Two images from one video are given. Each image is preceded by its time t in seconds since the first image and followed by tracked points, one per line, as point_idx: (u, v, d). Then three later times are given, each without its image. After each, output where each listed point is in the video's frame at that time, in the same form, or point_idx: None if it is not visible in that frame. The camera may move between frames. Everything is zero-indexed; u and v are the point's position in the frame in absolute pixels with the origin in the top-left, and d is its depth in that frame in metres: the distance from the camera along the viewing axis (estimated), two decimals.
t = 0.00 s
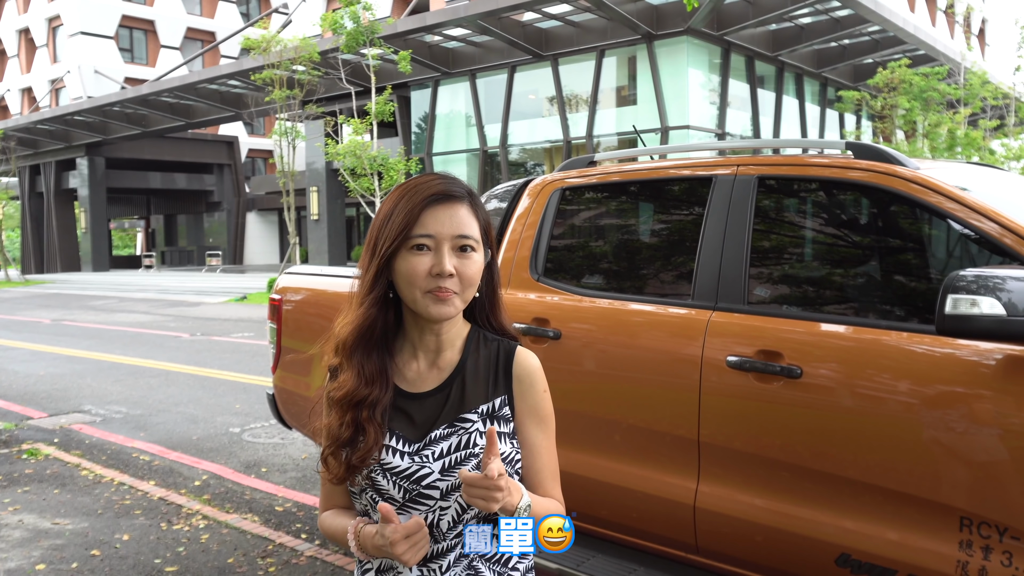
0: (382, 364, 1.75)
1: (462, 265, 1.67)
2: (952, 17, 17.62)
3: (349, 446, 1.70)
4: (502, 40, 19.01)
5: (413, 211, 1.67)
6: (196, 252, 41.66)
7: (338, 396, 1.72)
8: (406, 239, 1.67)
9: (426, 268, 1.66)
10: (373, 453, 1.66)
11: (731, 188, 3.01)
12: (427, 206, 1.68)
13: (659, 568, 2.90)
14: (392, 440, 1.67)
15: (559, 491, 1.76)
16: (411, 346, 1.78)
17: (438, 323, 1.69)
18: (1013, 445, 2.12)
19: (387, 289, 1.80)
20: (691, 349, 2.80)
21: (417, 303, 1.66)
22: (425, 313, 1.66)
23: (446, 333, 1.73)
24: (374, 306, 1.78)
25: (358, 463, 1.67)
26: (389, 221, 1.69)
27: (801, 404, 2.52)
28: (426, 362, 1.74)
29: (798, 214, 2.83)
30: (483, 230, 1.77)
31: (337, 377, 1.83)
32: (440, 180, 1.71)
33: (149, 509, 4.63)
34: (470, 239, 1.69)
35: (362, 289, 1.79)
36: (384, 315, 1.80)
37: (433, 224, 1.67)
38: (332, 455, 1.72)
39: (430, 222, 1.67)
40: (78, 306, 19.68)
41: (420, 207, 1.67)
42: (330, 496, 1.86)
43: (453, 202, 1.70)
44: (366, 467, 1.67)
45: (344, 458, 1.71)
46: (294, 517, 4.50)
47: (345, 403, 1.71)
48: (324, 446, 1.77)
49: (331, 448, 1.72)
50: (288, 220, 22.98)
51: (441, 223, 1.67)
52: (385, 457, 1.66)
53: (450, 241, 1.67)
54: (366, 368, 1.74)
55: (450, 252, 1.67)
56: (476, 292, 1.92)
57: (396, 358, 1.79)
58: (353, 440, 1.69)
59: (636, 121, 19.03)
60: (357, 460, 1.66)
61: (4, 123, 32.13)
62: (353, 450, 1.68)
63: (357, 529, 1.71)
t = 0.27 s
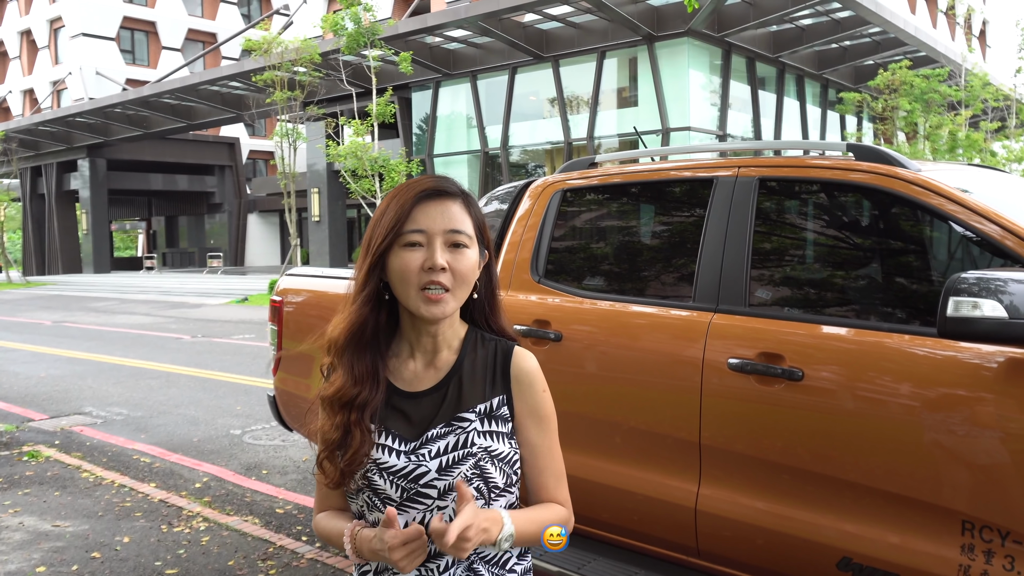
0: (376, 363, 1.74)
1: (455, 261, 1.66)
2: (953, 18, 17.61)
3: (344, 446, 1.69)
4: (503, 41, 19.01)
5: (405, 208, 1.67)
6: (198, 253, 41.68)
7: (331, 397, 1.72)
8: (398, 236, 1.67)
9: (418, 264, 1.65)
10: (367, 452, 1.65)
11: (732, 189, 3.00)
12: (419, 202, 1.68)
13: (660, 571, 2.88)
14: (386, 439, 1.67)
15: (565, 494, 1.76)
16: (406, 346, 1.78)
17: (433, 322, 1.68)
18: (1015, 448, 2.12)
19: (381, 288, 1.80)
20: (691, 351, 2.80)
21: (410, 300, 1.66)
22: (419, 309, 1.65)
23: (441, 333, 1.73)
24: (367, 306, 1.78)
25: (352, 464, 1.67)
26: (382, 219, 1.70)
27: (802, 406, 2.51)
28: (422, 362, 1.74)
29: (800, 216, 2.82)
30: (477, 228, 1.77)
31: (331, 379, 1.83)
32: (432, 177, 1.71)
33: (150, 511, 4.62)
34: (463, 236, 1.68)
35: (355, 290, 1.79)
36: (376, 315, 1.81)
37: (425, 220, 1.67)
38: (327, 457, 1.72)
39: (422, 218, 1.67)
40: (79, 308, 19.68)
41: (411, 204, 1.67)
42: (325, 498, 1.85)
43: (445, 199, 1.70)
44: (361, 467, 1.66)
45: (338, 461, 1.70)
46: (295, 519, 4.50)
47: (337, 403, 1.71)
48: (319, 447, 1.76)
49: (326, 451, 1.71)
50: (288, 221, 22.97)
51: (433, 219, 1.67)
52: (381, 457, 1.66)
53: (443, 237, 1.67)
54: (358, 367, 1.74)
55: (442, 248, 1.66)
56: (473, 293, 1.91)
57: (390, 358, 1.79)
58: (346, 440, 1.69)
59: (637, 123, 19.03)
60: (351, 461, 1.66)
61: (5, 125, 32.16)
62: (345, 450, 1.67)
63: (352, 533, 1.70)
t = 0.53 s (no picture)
0: (375, 364, 1.75)
1: (454, 264, 1.67)
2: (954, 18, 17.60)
3: (343, 445, 1.70)
4: (504, 42, 19.01)
5: (404, 209, 1.68)
6: (199, 254, 41.72)
7: (332, 396, 1.73)
8: (398, 238, 1.67)
9: (418, 266, 1.66)
10: (366, 452, 1.66)
11: (732, 190, 3.00)
12: (418, 204, 1.68)
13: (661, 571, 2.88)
14: (385, 437, 1.67)
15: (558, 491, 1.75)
16: (405, 345, 1.78)
17: (432, 323, 1.69)
18: (1016, 448, 2.12)
19: (381, 289, 1.81)
20: (692, 351, 2.80)
21: (410, 302, 1.66)
22: (418, 311, 1.66)
23: (440, 333, 1.73)
24: (367, 305, 1.79)
25: (351, 463, 1.68)
26: (381, 221, 1.70)
27: (802, 407, 2.52)
28: (422, 361, 1.74)
29: (801, 216, 2.83)
30: (477, 229, 1.77)
31: (332, 377, 1.84)
32: (432, 178, 1.72)
33: (152, 511, 4.64)
34: (462, 238, 1.69)
35: (355, 290, 1.80)
36: (376, 315, 1.81)
37: (425, 222, 1.67)
38: (327, 456, 1.73)
39: (421, 221, 1.67)
40: (81, 309, 19.69)
41: (411, 207, 1.68)
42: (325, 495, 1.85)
43: (444, 202, 1.70)
44: (360, 466, 1.67)
45: (338, 458, 1.71)
46: (297, 519, 4.50)
47: (338, 402, 1.72)
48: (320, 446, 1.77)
49: (326, 449, 1.72)
50: (290, 222, 22.99)
51: (433, 222, 1.67)
52: (380, 456, 1.66)
53: (443, 239, 1.67)
54: (357, 367, 1.75)
55: (441, 250, 1.67)
56: (473, 292, 1.92)
57: (390, 357, 1.79)
58: (345, 439, 1.70)
59: (638, 123, 19.03)
60: (350, 460, 1.66)
61: (7, 125, 32.20)
62: (344, 449, 1.68)
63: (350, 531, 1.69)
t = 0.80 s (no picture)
0: (375, 365, 1.75)
1: (458, 270, 1.67)
2: (956, 18, 17.57)
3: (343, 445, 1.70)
4: (505, 42, 19.00)
5: (407, 216, 1.67)
6: (201, 253, 41.76)
7: (330, 396, 1.73)
8: (401, 244, 1.67)
9: (422, 274, 1.66)
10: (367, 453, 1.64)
11: (732, 190, 3.00)
12: (422, 210, 1.68)
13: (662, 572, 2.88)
14: (386, 436, 1.66)
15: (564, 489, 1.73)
16: (406, 345, 1.78)
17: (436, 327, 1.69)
18: (1016, 448, 2.12)
19: (380, 291, 1.80)
20: (693, 351, 2.80)
21: (414, 309, 1.66)
22: (421, 316, 1.66)
23: (442, 334, 1.73)
24: (366, 307, 1.78)
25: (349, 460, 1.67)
26: (383, 224, 1.69)
27: (803, 407, 2.52)
28: (423, 360, 1.74)
29: (803, 216, 2.82)
30: (479, 232, 1.77)
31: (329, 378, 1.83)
32: (435, 183, 1.71)
33: (153, 511, 4.64)
34: (466, 244, 1.68)
35: (354, 291, 1.79)
36: (375, 317, 1.82)
37: (428, 229, 1.67)
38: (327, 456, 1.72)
39: (425, 227, 1.67)
40: (83, 309, 19.71)
41: (414, 213, 1.67)
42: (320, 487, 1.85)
43: (447, 207, 1.70)
44: (358, 464, 1.65)
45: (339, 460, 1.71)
46: (297, 520, 4.51)
47: (337, 402, 1.72)
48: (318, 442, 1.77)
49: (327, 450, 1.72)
50: (291, 221, 23.00)
51: (437, 228, 1.67)
52: (381, 455, 1.64)
53: (446, 247, 1.67)
54: (356, 368, 1.75)
55: (445, 257, 1.66)
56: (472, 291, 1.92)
57: (389, 358, 1.79)
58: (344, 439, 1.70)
59: (639, 123, 19.02)
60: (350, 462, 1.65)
61: (8, 125, 32.24)
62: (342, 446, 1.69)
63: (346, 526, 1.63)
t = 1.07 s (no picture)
0: (374, 372, 1.75)
1: (454, 273, 1.66)
2: (957, 17, 17.55)
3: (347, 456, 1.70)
4: (507, 41, 18.99)
5: (398, 222, 1.68)
6: (202, 253, 41.79)
7: (330, 408, 1.73)
8: (394, 251, 1.67)
9: (418, 278, 1.66)
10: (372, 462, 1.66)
11: (733, 190, 3.00)
12: (413, 214, 1.68)
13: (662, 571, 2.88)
14: (392, 441, 1.67)
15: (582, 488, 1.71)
16: (407, 350, 1.77)
17: (434, 332, 1.69)
18: (1014, 448, 2.13)
19: (377, 297, 1.81)
20: (693, 351, 2.80)
21: (411, 314, 1.66)
22: (419, 321, 1.66)
23: (444, 336, 1.73)
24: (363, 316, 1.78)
25: (353, 470, 1.69)
26: (376, 232, 1.70)
27: (803, 407, 2.52)
28: (425, 363, 1.74)
29: (803, 216, 2.82)
30: (474, 232, 1.77)
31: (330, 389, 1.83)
32: (425, 186, 1.71)
33: (154, 510, 4.64)
34: (460, 246, 1.68)
35: (352, 301, 1.80)
36: (374, 325, 1.81)
37: (421, 234, 1.67)
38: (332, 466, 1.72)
39: (418, 232, 1.67)
40: (84, 308, 19.72)
41: (407, 217, 1.67)
42: (326, 496, 1.85)
43: (439, 210, 1.70)
44: (364, 470, 1.68)
45: (343, 469, 1.71)
46: (298, 519, 4.51)
47: (338, 413, 1.72)
48: (322, 453, 1.77)
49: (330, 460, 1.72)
50: (292, 220, 23.01)
51: (429, 232, 1.67)
52: (388, 462, 1.67)
53: (441, 250, 1.66)
54: (354, 377, 1.75)
55: (440, 260, 1.66)
56: (472, 293, 1.91)
57: (389, 364, 1.79)
58: (347, 448, 1.70)
59: (640, 122, 19.00)
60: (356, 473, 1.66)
61: (10, 124, 32.28)
62: (345, 456, 1.69)
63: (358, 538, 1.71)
